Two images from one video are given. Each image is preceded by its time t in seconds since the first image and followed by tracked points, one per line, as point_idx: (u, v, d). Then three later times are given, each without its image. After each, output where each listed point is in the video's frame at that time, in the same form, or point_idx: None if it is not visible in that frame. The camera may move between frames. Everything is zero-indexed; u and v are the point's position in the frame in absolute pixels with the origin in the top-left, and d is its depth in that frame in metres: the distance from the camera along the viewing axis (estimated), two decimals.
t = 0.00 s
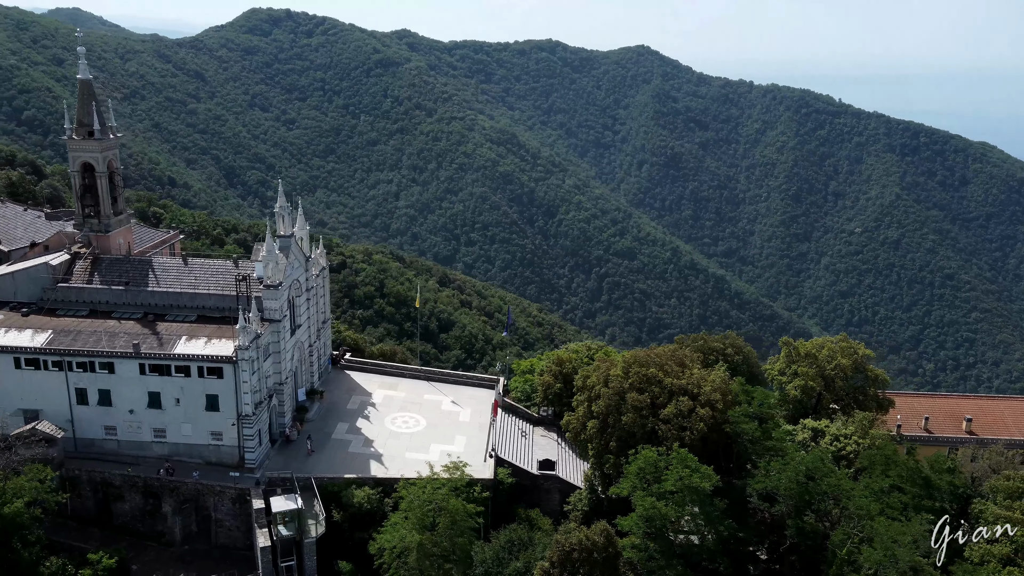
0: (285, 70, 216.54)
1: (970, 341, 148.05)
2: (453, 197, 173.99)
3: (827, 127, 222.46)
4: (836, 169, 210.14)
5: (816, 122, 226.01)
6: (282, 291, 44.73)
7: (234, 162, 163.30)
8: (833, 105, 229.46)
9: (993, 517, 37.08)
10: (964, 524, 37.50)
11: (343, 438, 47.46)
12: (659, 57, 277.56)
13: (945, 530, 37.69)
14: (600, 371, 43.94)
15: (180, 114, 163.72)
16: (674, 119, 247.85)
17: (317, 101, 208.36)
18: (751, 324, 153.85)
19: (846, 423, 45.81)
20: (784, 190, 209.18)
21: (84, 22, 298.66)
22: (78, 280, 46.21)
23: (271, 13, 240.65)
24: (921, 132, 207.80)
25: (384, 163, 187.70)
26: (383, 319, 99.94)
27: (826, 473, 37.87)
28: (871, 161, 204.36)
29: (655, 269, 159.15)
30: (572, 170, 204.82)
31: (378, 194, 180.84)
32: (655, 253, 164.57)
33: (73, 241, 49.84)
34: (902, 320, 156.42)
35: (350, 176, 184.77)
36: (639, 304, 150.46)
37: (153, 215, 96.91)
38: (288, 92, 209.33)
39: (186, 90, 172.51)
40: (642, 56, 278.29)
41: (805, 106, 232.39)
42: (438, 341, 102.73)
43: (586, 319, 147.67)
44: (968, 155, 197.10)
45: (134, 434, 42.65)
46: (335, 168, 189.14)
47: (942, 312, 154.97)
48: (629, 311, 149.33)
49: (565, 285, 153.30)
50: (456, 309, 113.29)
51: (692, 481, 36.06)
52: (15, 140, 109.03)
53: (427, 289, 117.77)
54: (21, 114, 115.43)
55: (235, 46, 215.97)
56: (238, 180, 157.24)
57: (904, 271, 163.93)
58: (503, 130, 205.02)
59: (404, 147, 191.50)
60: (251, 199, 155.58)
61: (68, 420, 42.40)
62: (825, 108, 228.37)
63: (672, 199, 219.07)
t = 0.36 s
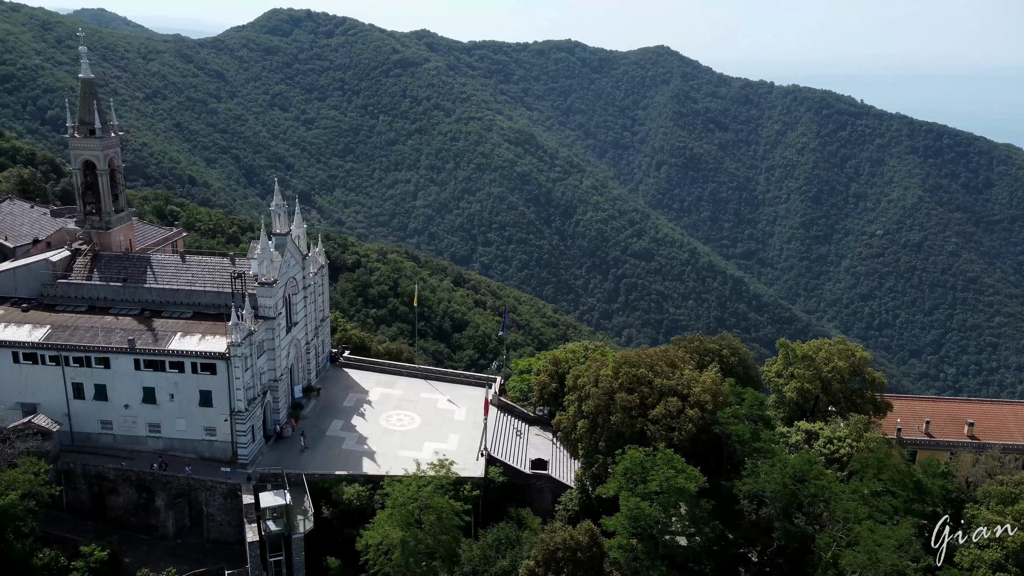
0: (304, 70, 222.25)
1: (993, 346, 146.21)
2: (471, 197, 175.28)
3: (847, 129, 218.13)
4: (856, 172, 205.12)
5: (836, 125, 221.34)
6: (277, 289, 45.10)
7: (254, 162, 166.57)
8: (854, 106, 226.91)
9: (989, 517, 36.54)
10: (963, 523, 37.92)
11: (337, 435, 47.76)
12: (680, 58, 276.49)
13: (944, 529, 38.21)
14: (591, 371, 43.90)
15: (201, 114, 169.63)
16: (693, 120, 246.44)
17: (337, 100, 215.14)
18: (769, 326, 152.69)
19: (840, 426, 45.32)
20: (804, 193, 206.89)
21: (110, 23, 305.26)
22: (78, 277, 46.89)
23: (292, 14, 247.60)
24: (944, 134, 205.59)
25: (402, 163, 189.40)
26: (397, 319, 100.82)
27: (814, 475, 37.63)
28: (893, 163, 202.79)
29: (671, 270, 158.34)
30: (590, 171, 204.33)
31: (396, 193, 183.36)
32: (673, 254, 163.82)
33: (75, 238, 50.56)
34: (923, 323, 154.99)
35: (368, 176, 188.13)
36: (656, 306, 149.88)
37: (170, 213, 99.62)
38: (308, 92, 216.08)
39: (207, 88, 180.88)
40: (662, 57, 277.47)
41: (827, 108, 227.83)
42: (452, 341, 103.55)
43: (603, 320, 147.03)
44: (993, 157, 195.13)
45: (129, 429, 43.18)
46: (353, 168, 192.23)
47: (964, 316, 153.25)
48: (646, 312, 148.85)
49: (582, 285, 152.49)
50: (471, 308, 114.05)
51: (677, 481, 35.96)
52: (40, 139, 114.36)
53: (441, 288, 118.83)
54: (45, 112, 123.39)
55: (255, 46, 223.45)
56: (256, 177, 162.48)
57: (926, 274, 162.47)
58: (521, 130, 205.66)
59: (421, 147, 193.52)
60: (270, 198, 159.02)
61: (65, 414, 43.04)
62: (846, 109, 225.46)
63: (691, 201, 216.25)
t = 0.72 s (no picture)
0: (327, 69, 227.45)
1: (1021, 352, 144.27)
2: (492, 197, 176.89)
3: (873, 131, 216.61)
4: (881, 174, 204.42)
5: (861, 126, 219.39)
6: (275, 286, 45.50)
7: (277, 161, 171.55)
8: (880, 107, 224.57)
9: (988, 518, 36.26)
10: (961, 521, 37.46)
11: (335, 432, 48.12)
12: (703, 59, 272.46)
13: (945, 530, 37.78)
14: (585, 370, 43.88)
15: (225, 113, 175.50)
16: (715, 121, 243.69)
17: (359, 101, 220.68)
18: (791, 329, 150.82)
19: (838, 429, 44.93)
20: (828, 195, 203.95)
21: (137, 23, 310.85)
22: (82, 273, 47.67)
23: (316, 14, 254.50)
24: (972, 135, 203.30)
25: (424, 164, 192.79)
26: (414, 318, 101.77)
27: (806, 478, 37.39)
28: (919, 165, 200.84)
29: (692, 272, 156.98)
30: (611, 172, 203.72)
31: (417, 193, 185.82)
32: (694, 256, 162.63)
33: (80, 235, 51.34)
34: (948, 328, 153.53)
35: (390, 176, 192.67)
36: (676, 308, 149.16)
37: (190, 211, 101.93)
38: (331, 91, 221.58)
39: (230, 87, 187.73)
40: (685, 57, 274.97)
41: (851, 110, 224.51)
42: (468, 341, 104.51)
43: (622, 321, 146.63)
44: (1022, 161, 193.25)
45: (128, 423, 43.82)
46: (374, 167, 196.54)
47: (991, 321, 151.42)
48: (666, 314, 148.33)
49: (602, 287, 151.88)
50: (488, 308, 114.79)
51: (664, 481, 35.88)
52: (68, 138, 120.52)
53: (458, 288, 119.78)
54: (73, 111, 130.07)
55: (279, 46, 231.09)
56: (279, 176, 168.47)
57: (952, 278, 160.77)
58: (542, 130, 206.40)
59: (442, 147, 198.00)
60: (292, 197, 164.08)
61: (66, 407, 43.78)
62: (872, 110, 223.02)
63: (713, 203, 212.56)
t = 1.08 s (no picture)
0: (350, 69, 235.61)
1: None
2: (513, 197, 178.39)
3: (900, 132, 213.80)
4: (908, 176, 202.47)
5: (888, 128, 216.65)
6: (274, 284, 45.98)
7: (299, 161, 179.03)
8: (907, 108, 221.83)
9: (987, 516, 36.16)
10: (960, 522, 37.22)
11: (333, 428, 48.51)
12: (727, 60, 267.33)
13: (945, 530, 37.59)
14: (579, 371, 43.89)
15: (248, 113, 183.84)
16: (739, 122, 240.87)
17: (382, 101, 227.08)
18: (814, 333, 148.31)
19: (836, 432, 44.60)
20: (853, 197, 201.94)
21: (166, 23, 317.49)
22: (86, 268, 48.44)
23: (340, 14, 262.28)
24: (1003, 137, 200.62)
25: (445, 164, 195.59)
26: (430, 317, 102.84)
27: (798, 480, 37.19)
28: (947, 167, 198.49)
29: (714, 274, 155.21)
30: (632, 173, 202.85)
31: (438, 193, 188.55)
32: (715, 258, 160.43)
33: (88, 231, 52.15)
34: (975, 332, 151.88)
35: (411, 176, 196.51)
36: (696, 310, 148.01)
37: (210, 208, 104.47)
38: (353, 91, 228.39)
39: (255, 87, 195.19)
40: (710, 58, 272.03)
41: (878, 110, 222.96)
42: (484, 341, 105.40)
43: (642, 323, 146.27)
44: None
45: (128, 417, 44.47)
46: (397, 167, 200.79)
47: (1019, 326, 149.63)
48: (687, 315, 147.36)
49: (622, 288, 151.38)
50: (504, 307, 115.48)
51: (653, 481, 35.82)
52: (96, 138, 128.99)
53: (475, 288, 120.60)
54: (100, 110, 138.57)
55: (303, 46, 238.83)
56: (302, 176, 174.88)
57: (979, 282, 158.74)
58: (564, 130, 206.82)
59: (465, 146, 201.43)
60: (313, 196, 170.29)
61: (68, 401, 44.51)
62: (899, 111, 220.28)
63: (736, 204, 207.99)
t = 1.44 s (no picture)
0: (373, 70, 241.98)
1: None
2: (534, 197, 179.49)
3: (928, 134, 210.70)
4: (935, 179, 199.97)
5: (915, 129, 213.72)
6: (273, 281, 46.41)
7: (322, 160, 184.63)
8: (935, 110, 219.01)
9: (986, 516, 36.09)
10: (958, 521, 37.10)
11: (331, 425, 48.89)
12: (751, 61, 264.97)
13: (944, 529, 37.52)
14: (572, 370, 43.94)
15: (273, 112, 190.68)
16: (763, 123, 237.47)
17: (405, 101, 231.82)
18: (836, 337, 143.64)
19: (833, 435, 44.28)
20: (878, 200, 199.74)
21: (193, 24, 322.48)
22: (92, 264, 49.27)
23: (365, 15, 269.47)
24: None
25: (466, 164, 198.32)
26: (447, 317, 104.08)
27: (790, 482, 37.05)
28: (976, 170, 195.97)
29: (736, 275, 153.35)
30: (655, 174, 201.74)
31: (459, 193, 191.24)
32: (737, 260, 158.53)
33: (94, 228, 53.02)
34: (1002, 338, 149.96)
35: (433, 176, 199.53)
36: (718, 312, 146.17)
37: (230, 207, 107.31)
38: (376, 92, 234.00)
39: (279, 88, 202.38)
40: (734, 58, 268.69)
41: (906, 112, 220.22)
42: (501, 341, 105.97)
43: (662, 325, 145.77)
44: None
45: (130, 410, 45.18)
46: (419, 167, 203.99)
47: None
48: (708, 318, 145.35)
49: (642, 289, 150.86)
50: (522, 307, 116.23)
51: (641, 482, 35.75)
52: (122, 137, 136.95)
53: (492, 288, 121.21)
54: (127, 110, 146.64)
55: (328, 48, 245.84)
56: (324, 175, 180.15)
57: (1007, 287, 156.78)
58: (586, 131, 206.94)
59: (487, 146, 203.20)
60: (336, 194, 175.34)
61: (72, 394, 45.29)
62: (928, 113, 217.37)
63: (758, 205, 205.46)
